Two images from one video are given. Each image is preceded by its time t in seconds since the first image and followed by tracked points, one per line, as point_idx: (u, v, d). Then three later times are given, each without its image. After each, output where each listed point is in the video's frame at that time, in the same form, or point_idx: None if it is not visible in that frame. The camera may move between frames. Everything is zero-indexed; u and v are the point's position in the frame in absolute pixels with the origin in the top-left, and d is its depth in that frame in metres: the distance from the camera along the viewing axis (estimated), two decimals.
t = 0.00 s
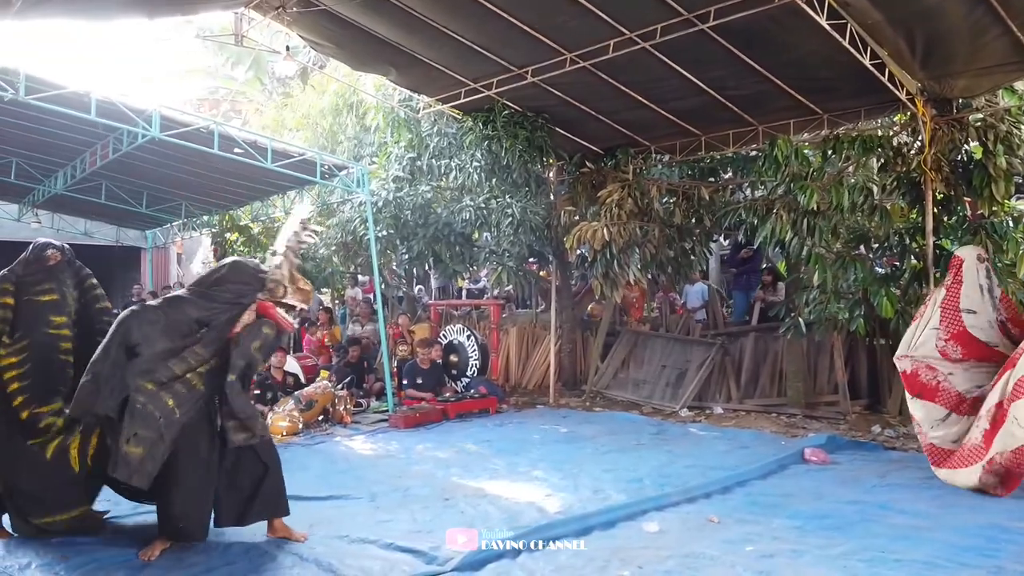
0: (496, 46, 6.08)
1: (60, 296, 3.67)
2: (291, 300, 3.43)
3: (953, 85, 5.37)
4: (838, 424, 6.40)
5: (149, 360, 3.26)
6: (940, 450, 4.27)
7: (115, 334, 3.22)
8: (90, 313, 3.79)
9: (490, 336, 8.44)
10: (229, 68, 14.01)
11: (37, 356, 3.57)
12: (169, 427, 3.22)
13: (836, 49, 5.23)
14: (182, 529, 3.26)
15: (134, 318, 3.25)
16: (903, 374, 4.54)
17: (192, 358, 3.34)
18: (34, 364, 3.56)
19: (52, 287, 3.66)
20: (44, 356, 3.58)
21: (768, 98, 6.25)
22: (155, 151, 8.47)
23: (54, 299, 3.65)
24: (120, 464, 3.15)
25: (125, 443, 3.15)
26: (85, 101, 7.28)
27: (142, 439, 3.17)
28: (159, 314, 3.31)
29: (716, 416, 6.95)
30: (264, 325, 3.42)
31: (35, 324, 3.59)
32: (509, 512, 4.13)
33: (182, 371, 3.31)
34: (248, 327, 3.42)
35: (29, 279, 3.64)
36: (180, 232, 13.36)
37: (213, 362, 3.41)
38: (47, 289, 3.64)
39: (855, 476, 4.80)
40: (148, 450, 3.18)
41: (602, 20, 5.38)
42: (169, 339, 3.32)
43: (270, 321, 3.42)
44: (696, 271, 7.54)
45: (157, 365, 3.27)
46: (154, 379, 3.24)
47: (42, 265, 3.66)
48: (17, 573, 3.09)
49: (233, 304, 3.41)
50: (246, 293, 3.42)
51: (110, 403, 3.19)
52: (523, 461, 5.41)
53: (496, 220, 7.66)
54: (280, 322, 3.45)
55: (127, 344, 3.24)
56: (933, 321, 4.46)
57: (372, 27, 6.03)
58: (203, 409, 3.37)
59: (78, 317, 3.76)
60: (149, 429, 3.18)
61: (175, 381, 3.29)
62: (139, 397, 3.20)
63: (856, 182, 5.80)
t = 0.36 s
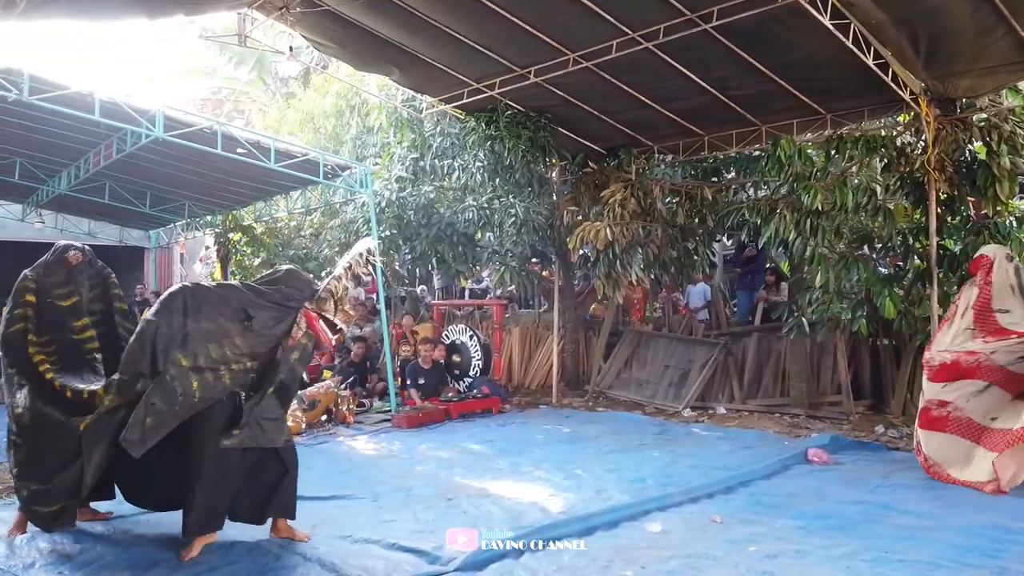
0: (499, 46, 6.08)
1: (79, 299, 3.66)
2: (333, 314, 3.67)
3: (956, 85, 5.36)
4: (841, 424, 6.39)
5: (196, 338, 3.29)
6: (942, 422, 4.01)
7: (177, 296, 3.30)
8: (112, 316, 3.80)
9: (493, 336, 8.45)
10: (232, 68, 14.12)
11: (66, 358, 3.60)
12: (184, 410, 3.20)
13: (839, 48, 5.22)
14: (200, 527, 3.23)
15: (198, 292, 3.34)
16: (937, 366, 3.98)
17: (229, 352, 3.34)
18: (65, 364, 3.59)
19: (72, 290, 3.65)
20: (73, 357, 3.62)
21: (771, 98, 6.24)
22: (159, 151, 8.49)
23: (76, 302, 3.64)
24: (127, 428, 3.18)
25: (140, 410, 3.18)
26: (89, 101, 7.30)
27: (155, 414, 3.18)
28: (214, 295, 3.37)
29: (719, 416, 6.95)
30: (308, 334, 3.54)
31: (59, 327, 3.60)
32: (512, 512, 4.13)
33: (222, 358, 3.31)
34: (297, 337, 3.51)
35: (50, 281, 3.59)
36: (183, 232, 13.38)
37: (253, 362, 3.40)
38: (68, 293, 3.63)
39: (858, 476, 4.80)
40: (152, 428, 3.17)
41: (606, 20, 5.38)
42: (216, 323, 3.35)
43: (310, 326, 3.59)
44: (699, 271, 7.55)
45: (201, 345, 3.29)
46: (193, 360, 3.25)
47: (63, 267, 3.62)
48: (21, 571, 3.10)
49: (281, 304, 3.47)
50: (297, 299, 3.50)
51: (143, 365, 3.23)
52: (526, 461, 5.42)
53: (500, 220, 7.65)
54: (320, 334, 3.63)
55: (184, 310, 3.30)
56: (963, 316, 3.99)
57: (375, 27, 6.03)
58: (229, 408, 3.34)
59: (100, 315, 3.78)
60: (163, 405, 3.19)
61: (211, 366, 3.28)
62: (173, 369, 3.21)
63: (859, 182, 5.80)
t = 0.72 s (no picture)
0: (501, 46, 6.08)
1: (93, 299, 3.59)
2: (306, 276, 3.55)
3: (959, 85, 5.35)
4: (844, 424, 6.39)
5: (200, 369, 3.29)
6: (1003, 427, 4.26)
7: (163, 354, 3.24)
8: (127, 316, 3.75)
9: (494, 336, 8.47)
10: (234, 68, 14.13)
11: (87, 357, 3.51)
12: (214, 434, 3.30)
13: (842, 47, 5.22)
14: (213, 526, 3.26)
15: (178, 326, 3.29)
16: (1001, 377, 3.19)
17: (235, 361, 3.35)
18: (86, 364, 3.50)
19: (85, 290, 3.57)
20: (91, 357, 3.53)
21: (773, 98, 6.24)
22: (162, 151, 8.51)
23: (91, 301, 3.57)
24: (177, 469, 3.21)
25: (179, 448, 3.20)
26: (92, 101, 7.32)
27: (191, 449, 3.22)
28: (193, 321, 3.31)
29: (722, 416, 6.95)
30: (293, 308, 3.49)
31: (75, 327, 3.50)
32: (514, 512, 4.14)
33: (230, 373, 3.33)
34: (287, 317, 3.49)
35: (63, 281, 3.51)
36: (186, 233, 13.42)
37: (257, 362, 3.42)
38: (82, 292, 3.56)
39: (861, 476, 4.80)
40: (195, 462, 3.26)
41: (608, 20, 5.38)
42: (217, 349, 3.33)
43: (294, 300, 3.50)
44: (701, 271, 7.56)
45: (205, 375, 3.29)
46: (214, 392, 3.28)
47: (75, 266, 3.55)
48: (26, 571, 3.11)
49: (256, 296, 3.43)
50: (263, 282, 3.46)
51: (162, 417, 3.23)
52: (529, 461, 5.42)
53: (502, 221, 7.56)
54: (304, 303, 3.50)
55: (174, 362, 3.26)
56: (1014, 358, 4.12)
57: (377, 28, 6.04)
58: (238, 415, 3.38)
59: (114, 315, 3.73)
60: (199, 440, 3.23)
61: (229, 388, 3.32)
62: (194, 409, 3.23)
63: (861, 182, 5.78)
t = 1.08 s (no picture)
0: (503, 46, 6.08)
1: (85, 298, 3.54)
2: (246, 250, 3.41)
3: (963, 84, 5.33)
4: (846, 424, 6.39)
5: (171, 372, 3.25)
6: None
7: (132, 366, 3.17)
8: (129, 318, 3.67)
9: (496, 336, 8.48)
10: (236, 68, 14.16)
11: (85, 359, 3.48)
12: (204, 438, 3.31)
13: (844, 47, 5.21)
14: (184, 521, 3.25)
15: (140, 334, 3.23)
16: None
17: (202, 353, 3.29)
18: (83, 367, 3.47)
19: (76, 289, 3.54)
20: (84, 360, 3.47)
21: (776, 97, 6.23)
22: (165, 151, 8.52)
23: (81, 300, 3.51)
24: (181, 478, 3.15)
25: (187, 457, 3.17)
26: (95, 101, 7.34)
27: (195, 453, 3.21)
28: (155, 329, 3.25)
29: (724, 416, 6.95)
30: (240, 287, 3.40)
31: (69, 328, 3.47)
32: (517, 512, 4.14)
33: (198, 367, 3.28)
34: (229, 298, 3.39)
35: (54, 281, 3.51)
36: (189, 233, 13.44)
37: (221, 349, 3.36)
38: (73, 292, 3.52)
39: (864, 476, 4.80)
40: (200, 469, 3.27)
41: (610, 20, 5.37)
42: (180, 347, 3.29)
43: (242, 279, 3.42)
44: (703, 272, 7.56)
45: (176, 378, 3.24)
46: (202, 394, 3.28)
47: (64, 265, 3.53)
48: (29, 570, 3.11)
49: (200, 282, 3.34)
50: (204, 267, 3.37)
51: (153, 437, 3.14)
52: (531, 461, 5.42)
53: (505, 220, 7.54)
54: (251, 277, 3.44)
55: (147, 372, 3.21)
56: None
57: (380, 28, 6.04)
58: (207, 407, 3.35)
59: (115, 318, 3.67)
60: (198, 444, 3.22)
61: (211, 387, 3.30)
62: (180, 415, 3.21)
63: (863, 182, 5.80)
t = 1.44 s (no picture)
0: (505, 47, 6.09)
1: (66, 302, 3.49)
2: (226, 251, 3.42)
3: (965, 84, 5.31)
4: (848, 424, 6.39)
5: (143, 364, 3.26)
6: None
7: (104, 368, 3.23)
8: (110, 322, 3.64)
9: (498, 336, 8.48)
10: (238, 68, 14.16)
11: (59, 366, 3.43)
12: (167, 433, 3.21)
13: (847, 46, 5.21)
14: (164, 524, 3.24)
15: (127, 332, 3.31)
16: None
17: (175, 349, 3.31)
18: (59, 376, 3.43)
19: (58, 292, 3.49)
20: (63, 365, 3.44)
21: (777, 97, 6.23)
22: (166, 151, 8.53)
23: (61, 303, 3.47)
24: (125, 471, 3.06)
25: (131, 445, 3.07)
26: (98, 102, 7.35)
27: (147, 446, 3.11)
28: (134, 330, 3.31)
29: (726, 416, 6.95)
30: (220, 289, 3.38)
31: (48, 332, 3.42)
32: (518, 512, 4.14)
33: (167, 365, 3.27)
34: (199, 299, 3.36)
35: (35, 281, 3.46)
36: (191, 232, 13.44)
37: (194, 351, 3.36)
38: (53, 294, 3.47)
39: (866, 476, 4.79)
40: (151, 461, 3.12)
41: (612, 20, 5.37)
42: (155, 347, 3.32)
43: (223, 281, 3.41)
44: (704, 272, 7.55)
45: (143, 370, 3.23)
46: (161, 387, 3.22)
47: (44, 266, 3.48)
48: (31, 569, 3.11)
49: (178, 285, 3.38)
50: (185, 271, 3.42)
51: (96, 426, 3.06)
52: (533, 461, 5.42)
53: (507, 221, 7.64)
54: (233, 279, 3.44)
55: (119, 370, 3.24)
56: None
57: (381, 28, 6.05)
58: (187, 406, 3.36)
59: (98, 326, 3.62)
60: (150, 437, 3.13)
61: (176, 382, 3.27)
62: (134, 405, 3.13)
63: (865, 182, 5.81)
